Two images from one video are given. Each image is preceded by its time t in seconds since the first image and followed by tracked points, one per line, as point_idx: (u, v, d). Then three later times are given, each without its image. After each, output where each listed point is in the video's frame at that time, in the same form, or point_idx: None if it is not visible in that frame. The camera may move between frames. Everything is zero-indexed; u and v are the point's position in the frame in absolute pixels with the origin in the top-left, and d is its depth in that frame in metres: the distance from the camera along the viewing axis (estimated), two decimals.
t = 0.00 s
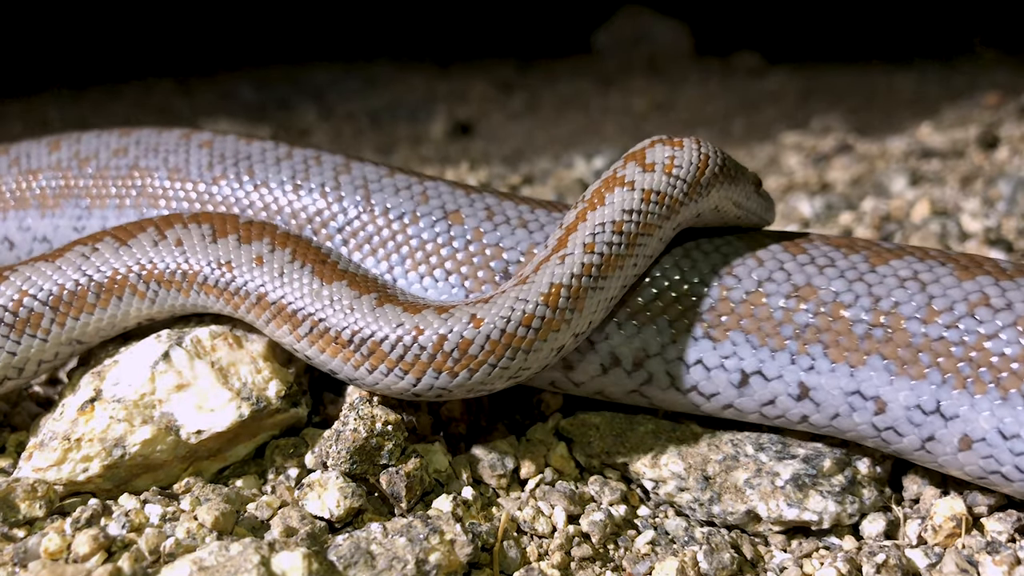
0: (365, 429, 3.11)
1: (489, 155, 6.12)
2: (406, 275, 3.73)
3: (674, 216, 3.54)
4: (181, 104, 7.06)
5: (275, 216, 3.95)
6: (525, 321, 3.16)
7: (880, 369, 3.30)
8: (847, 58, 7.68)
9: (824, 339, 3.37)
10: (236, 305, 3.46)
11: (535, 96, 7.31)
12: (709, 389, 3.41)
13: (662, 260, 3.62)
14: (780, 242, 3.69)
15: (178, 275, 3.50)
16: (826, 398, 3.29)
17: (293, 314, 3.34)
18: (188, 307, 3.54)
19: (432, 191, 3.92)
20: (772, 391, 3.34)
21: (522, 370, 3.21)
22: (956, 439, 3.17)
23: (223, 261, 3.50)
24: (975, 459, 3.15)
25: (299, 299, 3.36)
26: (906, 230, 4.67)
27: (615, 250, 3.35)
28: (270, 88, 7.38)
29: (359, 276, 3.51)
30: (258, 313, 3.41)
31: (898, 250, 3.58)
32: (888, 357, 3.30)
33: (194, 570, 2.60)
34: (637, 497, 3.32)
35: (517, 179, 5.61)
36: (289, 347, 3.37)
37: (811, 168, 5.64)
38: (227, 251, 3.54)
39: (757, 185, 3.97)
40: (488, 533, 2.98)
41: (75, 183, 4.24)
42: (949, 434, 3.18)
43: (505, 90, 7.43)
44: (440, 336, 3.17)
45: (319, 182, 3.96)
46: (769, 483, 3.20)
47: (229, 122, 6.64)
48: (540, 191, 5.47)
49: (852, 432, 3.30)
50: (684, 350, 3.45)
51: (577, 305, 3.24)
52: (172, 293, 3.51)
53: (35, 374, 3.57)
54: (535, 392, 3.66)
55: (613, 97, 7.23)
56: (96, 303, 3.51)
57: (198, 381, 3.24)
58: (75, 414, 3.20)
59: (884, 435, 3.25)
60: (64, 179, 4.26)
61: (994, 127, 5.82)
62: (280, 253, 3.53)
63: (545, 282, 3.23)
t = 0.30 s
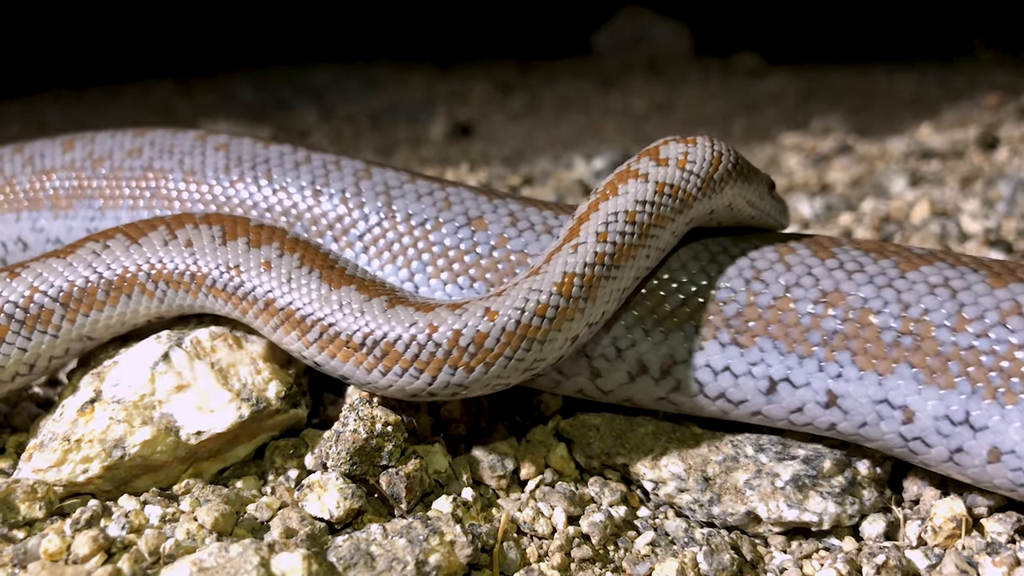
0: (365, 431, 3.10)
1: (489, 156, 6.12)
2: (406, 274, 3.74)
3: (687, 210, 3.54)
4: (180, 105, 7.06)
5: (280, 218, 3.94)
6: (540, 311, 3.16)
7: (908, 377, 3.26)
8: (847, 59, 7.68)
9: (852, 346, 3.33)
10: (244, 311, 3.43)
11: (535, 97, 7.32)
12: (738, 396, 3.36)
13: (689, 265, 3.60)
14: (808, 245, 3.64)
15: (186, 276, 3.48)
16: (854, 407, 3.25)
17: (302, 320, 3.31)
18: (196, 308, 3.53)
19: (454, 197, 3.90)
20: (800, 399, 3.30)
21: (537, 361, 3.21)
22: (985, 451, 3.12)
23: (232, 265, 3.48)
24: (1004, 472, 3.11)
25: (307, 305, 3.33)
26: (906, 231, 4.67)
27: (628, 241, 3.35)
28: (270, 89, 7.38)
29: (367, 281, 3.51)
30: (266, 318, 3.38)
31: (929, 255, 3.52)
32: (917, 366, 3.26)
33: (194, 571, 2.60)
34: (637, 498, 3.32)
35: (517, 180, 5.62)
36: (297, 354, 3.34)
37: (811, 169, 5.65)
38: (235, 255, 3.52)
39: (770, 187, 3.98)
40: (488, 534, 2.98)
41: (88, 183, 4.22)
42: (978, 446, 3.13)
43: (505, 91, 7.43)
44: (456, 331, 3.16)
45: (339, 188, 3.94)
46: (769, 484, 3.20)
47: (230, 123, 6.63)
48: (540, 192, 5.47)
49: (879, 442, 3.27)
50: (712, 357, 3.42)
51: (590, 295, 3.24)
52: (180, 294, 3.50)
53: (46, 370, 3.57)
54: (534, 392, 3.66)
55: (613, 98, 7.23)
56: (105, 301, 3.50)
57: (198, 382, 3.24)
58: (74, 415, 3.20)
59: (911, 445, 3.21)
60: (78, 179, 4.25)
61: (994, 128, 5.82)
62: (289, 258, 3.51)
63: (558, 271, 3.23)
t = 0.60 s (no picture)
0: (365, 431, 3.09)
1: (489, 156, 6.11)
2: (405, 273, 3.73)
3: (704, 199, 3.58)
4: (181, 105, 7.05)
5: (279, 218, 3.94)
6: (563, 295, 3.18)
7: (945, 390, 3.22)
8: (847, 60, 7.68)
9: (887, 356, 3.30)
10: (259, 318, 3.40)
11: (535, 97, 7.33)
12: (772, 405, 3.33)
13: (723, 271, 3.58)
14: (842, 251, 3.59)
15: (201, 280, 3.48)
16: (889, 418, 3.22)
17: (320, 328, 3.28)
18: (210, 313, 3.53)
19: (484, 204, 3.87)
20: (834, 409, 3.27)
21: (563, 348, 3.22)
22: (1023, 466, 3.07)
23: (248, 272, 3.46)
24: None
25: (324, 312, 3.31)
26: (906, 232, 4.67)
27: (648, 225, 3.39)
28: (270, 89, 7.38)
29: (384, 286, 3.47)
30: (281, 327, 3.35)
31: (968, 265, 3.47)
32: (953, 378, 3.22)
33: (194, 571, 2.60)
34: (637, 498, 3.32)
35: (517, 180, 5.62)
36: (315, 362, 3.31)
37: (811, 170, 5.65)
38: (251, 262, 3.50)
39: (788, 189, 4.02)
40: (488, 535, 2.98)
41: (104, 185, 4.16)
42: (1016, 460, 3.08)
43: (505, 92, 7.42)
44: (481, 324, 3.15)
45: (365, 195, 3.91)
46: (769, 485, 3.20)
47: (230, 123, 6.63)
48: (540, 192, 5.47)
49: (913, 455, 3.22)
50: (746, 365, 3.38)
51: (612, 277, 3.27)
52: (195, 298, 3.50)
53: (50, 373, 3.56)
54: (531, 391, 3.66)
55: (613, 99, 7.22)
56: (120, 299, 3.50)
57: (197, 382, 3.24)
58: (74, 416, 3.20)
59: (947, 460, 3.16)
60: (93, 180, 4.19)
61: (994, 129, 5.82)
62: (303, 266, 3.49)
63: (580, 255, 3.28)
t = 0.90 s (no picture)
0: (365, 431, 3.08)
1: (489, 156, 6.11)
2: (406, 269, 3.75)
3: (727, 190, 3.60)
4: (180, 105, 7.05)
5: (279, 218, 3.94)
6: (589, 280, 3.20)
7: (978, 398, 3.19)
8: (847, 60, 7.69)
9: (919, 362, 3.27)
10: (277, 328, 3.35)
11: (535, 97, 7.33)
12: (805, 410, 3.30)
13: (756, 273, 3.56)
14: (877, 254, 3.58)
15: (217, 285, 3.44)
16: (921, 425, 3.19)
17: (342, 335, 3.23)
18: (225, 319, 3.49)
19: (513, 208, 3.86)
20: (866, 415, 3.24)
21: (591, 334, 3.23)
22: None
23: (266, 281, 3.41)
24: None
25: (345, 318, 3.26)
26: (906, 232, 4.67)
27: (672, 212, 3.42)
28: (270, 89, 7.39)
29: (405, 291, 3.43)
30: (300, 336, 3.30)
31: (972, 265, 3.46)
32: (987, 386, 3.19)
33: (194, 572, 2.60)
34: (636, 499, 3.32)
35: (517, 181, 5.63)
36: (336, 370, 3.26)
37: (811, 170, 5.65)
38: (268, 270, 3.45)
39: (815, 191, 4.02)
40: (488, 535, 2.98)
41: (120, 182, 4.14)
42: None
43: (505, 92, 7.43)
44: (512, 314, 3.14)
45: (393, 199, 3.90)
46: (768, 485, 3.20)
47: (230, 123, 6.63)
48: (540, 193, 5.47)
49: (944, 464, 3.18)
50: (779, 368, 3.36)
51: (636, 262, 3.29)
52: (210, 303, 3.46)
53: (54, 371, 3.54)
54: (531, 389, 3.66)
55: (613, 99, 7.22)
56: (136, 297, 3.48)
57: (197, 382, 3.23)
58: (74, 416, 3.19)
59: (979, 469, 3.12)
60: (109, 179, 4.16)
61: (994, 129, 5.82)
62: (322, 276, 3.43)
63: (604, 240, 3.30)
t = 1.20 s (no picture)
0: (365, 432, 3.08)
1: (488, 157, 6.11)
2: (405, 266, 3.74)
3: (751, 185, 3.62)
4: (180, 105, 7.06)
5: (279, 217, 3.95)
6: (614, 267, 3.21)
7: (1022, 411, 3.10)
8: (847, 61, 7.69)
9: (960, 374, 3.19)
10: (296, 337, 3.32)
11: (535, 98, 7.34)
12: (842, 422, 3.23)
13: (792, 279, 3.48)
14: (918, 261, 3.46)
15: (237, 292, 3.43)
16: (962, 439, 3.11)
17: (364, 341, 3.21)
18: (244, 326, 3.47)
19: (545, 214, 3.80)
20: (905, 428, 3.17)
21: (617, 322, 3.22)
22: None
23: (286, 290, 3.40)
24: None
25: (366, 324, 3.24)
26: (906, 233, 4.66)
27: (695, 202, 3.44)
28: (270, 90, 7.40)
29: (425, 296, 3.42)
30: (319, 344, 3.28)
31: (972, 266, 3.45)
32: None
33: (193, 572, 2.59)
34: (637, 499, 3.32)
35: (517, 181, 5.63)
36: (358, 377, 3.23)
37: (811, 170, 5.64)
38: (287, 277, 3.44)
39: (845, 197, 4.00)
40: (488, 536, 2.98)
41: (140, 183, 4.13)
42: None
43: (505, 92, 7.43)
44: (537, 306, 3.13)
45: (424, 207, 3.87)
46: (768, 485, 3.20)
47: (230, 123, 6.63)
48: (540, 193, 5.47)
49: (986, 479, 3.11)
50: (816, 379, 3.28)
51: (660, 249, 3.30)
52: (230, 310, 3.45)
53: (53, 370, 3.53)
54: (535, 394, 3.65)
55: (613, 99, 7.22)
56: (156, 296, 3.48)
57: (197, 383, 3.23)
58: (74, 416, 3.19)
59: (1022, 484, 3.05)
60: (130, 179, 4.15)
61: (994, 129, 5.82)
62: (342, 284, 3.42)
63: (628, 227, 3.32)
